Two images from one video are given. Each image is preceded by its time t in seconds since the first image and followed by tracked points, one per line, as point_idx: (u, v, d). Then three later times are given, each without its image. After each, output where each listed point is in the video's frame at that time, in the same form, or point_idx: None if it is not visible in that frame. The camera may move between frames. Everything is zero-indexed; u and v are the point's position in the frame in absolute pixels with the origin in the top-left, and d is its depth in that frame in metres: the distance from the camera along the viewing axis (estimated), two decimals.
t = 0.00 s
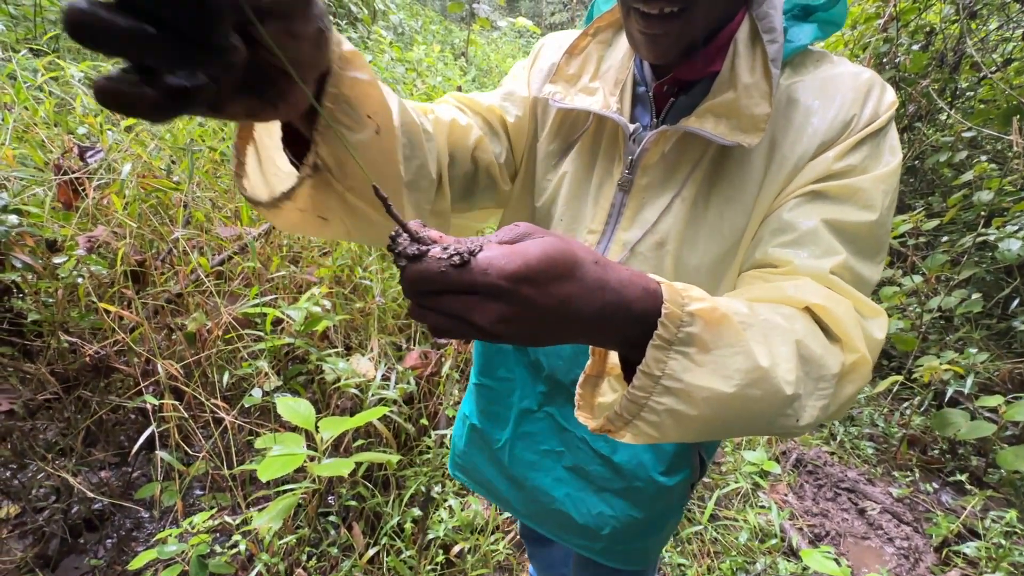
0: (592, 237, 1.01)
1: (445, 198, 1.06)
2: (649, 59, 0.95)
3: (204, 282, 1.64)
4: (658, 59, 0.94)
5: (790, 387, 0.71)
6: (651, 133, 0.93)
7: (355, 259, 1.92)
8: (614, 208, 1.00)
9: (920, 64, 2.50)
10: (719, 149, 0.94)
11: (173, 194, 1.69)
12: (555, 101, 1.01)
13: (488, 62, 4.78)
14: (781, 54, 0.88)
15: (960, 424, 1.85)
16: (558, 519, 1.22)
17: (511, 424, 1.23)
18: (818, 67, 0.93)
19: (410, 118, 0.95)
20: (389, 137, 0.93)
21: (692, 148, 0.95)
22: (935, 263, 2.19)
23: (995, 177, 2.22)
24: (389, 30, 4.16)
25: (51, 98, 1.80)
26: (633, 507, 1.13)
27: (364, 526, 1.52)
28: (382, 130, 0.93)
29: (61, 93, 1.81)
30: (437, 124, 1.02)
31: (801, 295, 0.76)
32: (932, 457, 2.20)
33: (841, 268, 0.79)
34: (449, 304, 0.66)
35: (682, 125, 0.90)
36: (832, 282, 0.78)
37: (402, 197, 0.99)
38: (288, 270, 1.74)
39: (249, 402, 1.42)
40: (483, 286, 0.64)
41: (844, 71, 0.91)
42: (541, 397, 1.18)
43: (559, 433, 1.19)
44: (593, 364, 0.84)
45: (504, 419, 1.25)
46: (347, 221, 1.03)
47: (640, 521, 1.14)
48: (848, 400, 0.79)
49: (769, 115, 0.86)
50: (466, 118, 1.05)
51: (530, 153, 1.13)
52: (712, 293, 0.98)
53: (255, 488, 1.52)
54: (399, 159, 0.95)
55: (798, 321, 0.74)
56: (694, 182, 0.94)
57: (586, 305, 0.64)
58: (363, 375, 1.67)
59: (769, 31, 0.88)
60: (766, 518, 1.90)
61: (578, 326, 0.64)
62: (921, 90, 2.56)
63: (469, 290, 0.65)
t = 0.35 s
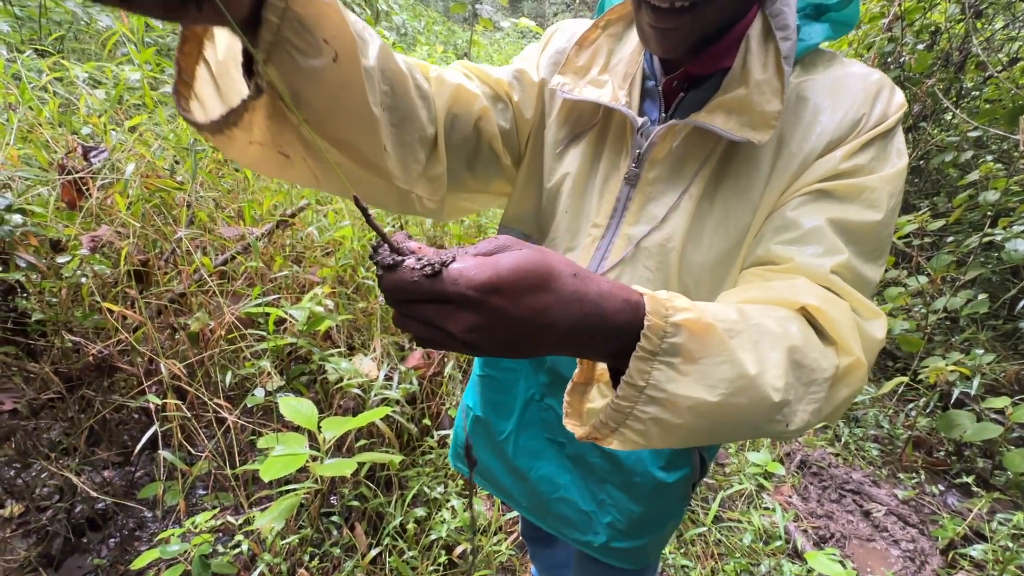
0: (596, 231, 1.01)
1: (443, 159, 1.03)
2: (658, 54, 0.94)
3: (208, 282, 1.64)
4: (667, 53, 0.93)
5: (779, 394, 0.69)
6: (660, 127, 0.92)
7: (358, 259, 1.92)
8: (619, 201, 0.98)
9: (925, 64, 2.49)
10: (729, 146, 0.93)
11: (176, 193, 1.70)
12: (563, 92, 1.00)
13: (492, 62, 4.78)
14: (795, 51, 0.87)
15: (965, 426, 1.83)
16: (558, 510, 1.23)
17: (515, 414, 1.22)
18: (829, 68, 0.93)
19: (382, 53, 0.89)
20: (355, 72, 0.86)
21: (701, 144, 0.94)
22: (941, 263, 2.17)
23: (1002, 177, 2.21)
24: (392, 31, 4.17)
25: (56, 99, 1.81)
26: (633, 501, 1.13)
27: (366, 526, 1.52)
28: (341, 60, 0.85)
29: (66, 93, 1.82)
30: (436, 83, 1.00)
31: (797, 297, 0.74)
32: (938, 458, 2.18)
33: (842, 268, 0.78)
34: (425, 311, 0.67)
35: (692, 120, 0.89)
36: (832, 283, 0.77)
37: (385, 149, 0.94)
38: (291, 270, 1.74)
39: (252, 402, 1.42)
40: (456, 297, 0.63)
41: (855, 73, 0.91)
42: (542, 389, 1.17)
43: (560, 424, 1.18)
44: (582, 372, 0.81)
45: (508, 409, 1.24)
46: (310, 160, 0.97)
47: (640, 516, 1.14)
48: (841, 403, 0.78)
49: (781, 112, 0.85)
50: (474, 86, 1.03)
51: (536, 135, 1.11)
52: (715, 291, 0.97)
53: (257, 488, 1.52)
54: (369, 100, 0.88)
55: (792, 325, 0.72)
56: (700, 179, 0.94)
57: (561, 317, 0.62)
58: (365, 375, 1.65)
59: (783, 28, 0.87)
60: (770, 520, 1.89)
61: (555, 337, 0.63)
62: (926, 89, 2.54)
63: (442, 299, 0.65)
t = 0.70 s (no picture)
0: (601, 229, 1.01)
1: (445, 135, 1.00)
2: (665, 54, 0.94)
3: (211, 283, 1.64)
4: (674, 54, 0.93)
5: (784, 391, 0.69)
6: (666, 126, 0.92)
7: (361, 260, 1.93)
8: (625, 198, 0.98)
9: (927, 65, 2.49)
10: (735, 146, 0.93)
11: (180, 195, 1.70)
12: (570, 90, 0.99)
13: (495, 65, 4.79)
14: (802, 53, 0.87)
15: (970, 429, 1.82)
16: (560, 506, 1.23)
17: (518, 411, 1.21)
18: (834, 69, 0.93)
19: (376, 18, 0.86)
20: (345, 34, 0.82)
21: (707, 144, 0.94)
22: (944, 266, 2.17)
23: (1006, 179, 2.20)
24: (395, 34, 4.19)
25: (61, 100, 1.82)
26: (635, 499, 1.12)
27: (367, 528, 1.51)
28: (327, 17, 0.80)
29: (71, 94, 1.83)
30: (442, 62, 0.98)
31: (801, 295, 0.74)
32: (942, 461, 2.17)
33: (847, 267, 0.78)
34: (429, 312, 0.66)
35: (700, 119, 0.89)
36: (837, 281, 0.77)
37: (382, 122, 0.91)
38: (293, 271, 1.75)
39: (253, 402, 1.42)
40: (460, 297, 0.63)
41: (860, 74, 0.91)
42: (545, 386, 1.16)
43: (563, 422, 1.17)
44: (587, 372, 0.82)
45: (511, 408, 1.23)
46: (299, 125, 0.93)
47: (641, 513, 1.13)
48: (846, 401, 0.78)
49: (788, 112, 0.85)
50: (480, 71, 1.02)
51: (543, 128, 1.10)
52: (719, 289, 0.96)
53: (259, 489, 1.52)
54: (361, 64, 0.85)
55: (796, 323, 0.72)
56: (706, 178, 0.94)
57: (565, 317, 0.62)
58: (368, 375, 1.66)
59: (790, 29, 0.87)
60: (773, 523, 1.89)
61: (559, 338, 0.63)
62: (930, 91, 2.54)
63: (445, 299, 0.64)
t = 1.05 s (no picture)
0: (605, 229, 1.01)
1: (450, 117, 0.98)
2: (670, 56, 0.95)
3: (212, 285, 1.64)
4: (679, 56, 0.94)
5: (788, 389, 0.68)
6: (671, 127, 0.93)
7: (362, 262, 1.93)
8: (630, 199, 0.98)
9: (929, 70, 2.49)
10: (740, 147, 0.93)
11: (182, 196, 1.71)
12: (575, 90, 1.00)
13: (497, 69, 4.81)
14: (807, 56, 0.87)
15: (972, 434, 1.82)
16: (562, 506, 1.23)
17: (521, 411, 1.21)
18: (838, 73, 0.93)
19: None
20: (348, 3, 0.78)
21: (712, 144, 0.94)
22: (945, 271, 2.17)
23: (1007, 184, 2.20)
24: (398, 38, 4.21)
25: (66, 103, 1.83)
26: (636, 499, 1.12)
27: (367, 531, 1.51)
28: None
29: (75, 97, 1.84)
30: (449, 49, 0.98)
31: (806, 296, 0.74)
32: (945, 467, 2.16)
33: (852, 269, 0.78)
34: (441, 310, 0.67)
35: (705, 121, 0.89)
36: (841, 283, 0.76)
37: (387, 103, 0.89)
38: (295, 273, 1.75)
39: (254, 404, 1.42)
40: (467, 297, 0.64)
41: (863, 78, 0.92)
42: (547, 385, 1.16)
43: (565, 421, 1.17)
44: (593, 370, 0.81)
45: (513, 408, 1.23)
46: (300, 98, 0.88)
47: (643, 514, 1.13)
48: (851, 401, 0.77)
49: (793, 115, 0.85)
50: (488, 64, 1.02)
51: (549, 125, 1.10)
52: (723, 290, 0.96)
53: (259, 491, 1.52)
54: (362, 32, 0.81)
55: (801, 323, 0.72)
56: (711, 180, 0.93)
57: (570, 316, 0.62)
58: (369, 378, 1.66)
59: (795, 32, 0.87)
60: (775, 528, 1.88)
61: (564, 337, 0.63)
62: (931, 97, 2.54)
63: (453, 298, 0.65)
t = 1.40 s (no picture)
0: (626, 243, 1.02)
1: (473, 120, 0.99)
2: (692, 74, 0.95)
3: (225, 295, 1.65)
4: (702, 74, 0.94)
5: (826, 414, 0.68)
6: (694, 142, 0.93)
7: (372, 273, 1.94)
8: (652, 214, 0.99)
9: (939, 81, 2.48)
10: (764, 163, 0.93)
11: (196, 207, 1.73)
12: (597, 104, 1.00)
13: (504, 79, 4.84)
14: (833, 74, 0.87)
15: (990, 450, 1.78)
16: (577, 521, 1.22)
17: (537, 424, 1.20)
18: (861, 91, 0.94)
19: None
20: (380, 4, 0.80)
21: (736, 160, 0.94)
22: (959, 282, 2.14)
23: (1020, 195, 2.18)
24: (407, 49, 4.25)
25: (84, 116, 1.86)
26: (654, 515, 1.12)
27: (376, 543, 1.50)
28: None
29: (94, 110, 1.87)
30: (473, 56, 0.99)
31: (837, 318, 0.73)
32: (961, 483, 2.10)
33: (882, 289, 0.77)
34: (483, 337, 0.67)
35: (731, 136, 0.89)
36: (873, 303, 0.76)
37: (414, 106, 0.90)
38: (306, 284, 1.76)
39: (265, 415, 1.42)
40: (510, 324, 0.64)
41: (887, 95, 0.92)
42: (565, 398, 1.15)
43: (582, 436, 1.16)
44: (626, 396, 0.82)
45: (530, 421, 1.21)
46: (328, 96, 0.90)
47: (661, 530, 1.13)
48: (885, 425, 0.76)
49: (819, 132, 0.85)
50: (511, 74, 1.03)
51: (570, 138, 1.10)
52: (746, 307, 0.95)
53: (269, 502, 1.52)
54: (393, 29, 0.83)
55: (834, 345, 0.71)
56: (736, 196, 0.93)
57: (613, 343, 0.62)
58: (379, 389, 1.66)
59: (821, 51, 0.87)
60: (788, 545, 1.85)
61: (606, 365, 0.62)
62: (942, 107, 2.53)
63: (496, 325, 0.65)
